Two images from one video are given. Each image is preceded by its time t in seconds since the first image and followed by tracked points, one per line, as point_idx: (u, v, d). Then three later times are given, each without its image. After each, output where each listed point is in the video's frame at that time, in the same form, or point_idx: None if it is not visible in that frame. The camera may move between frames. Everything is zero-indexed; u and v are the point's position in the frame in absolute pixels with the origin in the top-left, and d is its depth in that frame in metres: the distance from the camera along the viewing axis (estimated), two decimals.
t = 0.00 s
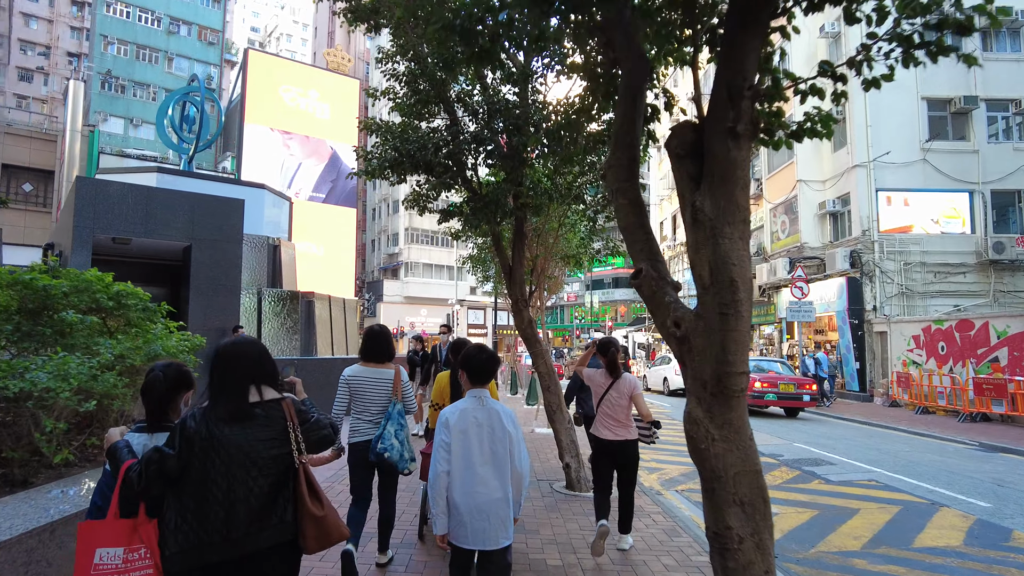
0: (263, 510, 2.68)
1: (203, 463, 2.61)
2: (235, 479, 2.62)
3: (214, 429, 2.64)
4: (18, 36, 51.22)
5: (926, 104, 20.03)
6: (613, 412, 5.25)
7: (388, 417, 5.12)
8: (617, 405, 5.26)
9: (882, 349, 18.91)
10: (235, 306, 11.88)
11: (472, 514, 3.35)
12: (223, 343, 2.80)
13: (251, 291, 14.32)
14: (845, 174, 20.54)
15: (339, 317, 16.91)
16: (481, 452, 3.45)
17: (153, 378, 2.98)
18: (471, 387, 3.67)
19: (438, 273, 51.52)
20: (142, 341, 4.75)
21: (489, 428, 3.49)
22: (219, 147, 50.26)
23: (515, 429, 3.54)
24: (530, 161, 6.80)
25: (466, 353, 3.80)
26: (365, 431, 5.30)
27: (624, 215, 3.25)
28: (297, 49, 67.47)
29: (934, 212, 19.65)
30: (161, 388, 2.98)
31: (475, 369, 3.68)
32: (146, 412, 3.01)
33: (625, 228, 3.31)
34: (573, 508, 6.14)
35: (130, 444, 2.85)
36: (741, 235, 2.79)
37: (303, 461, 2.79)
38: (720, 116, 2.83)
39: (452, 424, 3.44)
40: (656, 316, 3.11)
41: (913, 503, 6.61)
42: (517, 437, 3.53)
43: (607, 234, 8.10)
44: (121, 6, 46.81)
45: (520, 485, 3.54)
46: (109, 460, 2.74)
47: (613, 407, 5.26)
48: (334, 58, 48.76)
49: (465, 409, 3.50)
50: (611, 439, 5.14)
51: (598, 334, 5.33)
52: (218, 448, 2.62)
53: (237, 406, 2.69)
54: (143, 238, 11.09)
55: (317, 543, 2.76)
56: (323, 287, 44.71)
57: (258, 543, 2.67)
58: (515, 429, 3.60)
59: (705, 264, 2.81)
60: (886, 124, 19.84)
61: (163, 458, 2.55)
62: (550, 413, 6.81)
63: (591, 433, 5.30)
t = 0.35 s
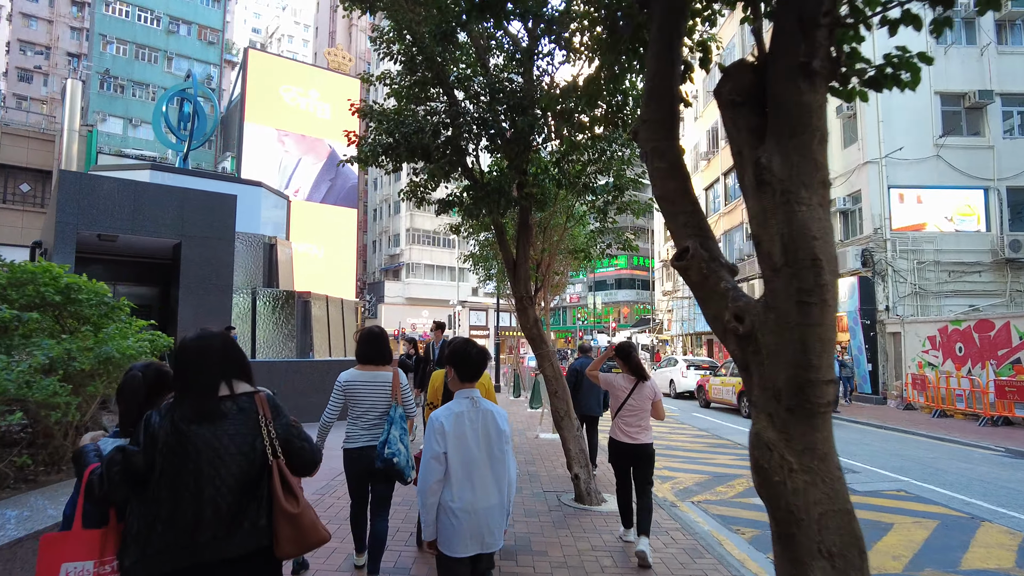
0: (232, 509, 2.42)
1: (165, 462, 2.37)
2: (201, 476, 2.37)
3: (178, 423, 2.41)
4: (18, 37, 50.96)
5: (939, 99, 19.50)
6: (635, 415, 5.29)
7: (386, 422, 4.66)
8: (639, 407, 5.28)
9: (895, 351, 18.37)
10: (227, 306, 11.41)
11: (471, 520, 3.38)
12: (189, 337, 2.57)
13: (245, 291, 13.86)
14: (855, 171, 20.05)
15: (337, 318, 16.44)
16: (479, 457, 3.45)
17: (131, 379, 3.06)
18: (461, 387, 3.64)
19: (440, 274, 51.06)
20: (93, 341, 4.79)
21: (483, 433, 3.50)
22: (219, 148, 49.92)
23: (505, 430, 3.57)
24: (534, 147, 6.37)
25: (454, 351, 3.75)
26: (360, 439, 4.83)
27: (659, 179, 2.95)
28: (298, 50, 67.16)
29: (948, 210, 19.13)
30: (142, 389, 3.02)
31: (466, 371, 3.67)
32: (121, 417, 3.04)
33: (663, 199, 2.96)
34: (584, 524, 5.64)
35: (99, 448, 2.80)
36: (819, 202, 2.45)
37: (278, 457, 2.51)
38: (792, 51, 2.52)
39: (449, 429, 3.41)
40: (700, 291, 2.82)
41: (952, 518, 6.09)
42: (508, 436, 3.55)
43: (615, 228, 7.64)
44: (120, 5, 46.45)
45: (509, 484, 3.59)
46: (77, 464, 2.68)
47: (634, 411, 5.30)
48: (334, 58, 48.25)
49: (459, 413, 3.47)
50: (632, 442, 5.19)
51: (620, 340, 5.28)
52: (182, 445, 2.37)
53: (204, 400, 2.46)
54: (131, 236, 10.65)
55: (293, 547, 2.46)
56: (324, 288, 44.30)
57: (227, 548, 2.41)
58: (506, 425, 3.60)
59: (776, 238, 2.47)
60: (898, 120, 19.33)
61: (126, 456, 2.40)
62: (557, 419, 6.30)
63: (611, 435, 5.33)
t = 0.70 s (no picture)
0: (199, 542, 2.20)
1: (139, 474, 2.22)
2: (169, 498, 2.18)
3: (160, 436, 2.25)
4: (18, 37, 50.78)
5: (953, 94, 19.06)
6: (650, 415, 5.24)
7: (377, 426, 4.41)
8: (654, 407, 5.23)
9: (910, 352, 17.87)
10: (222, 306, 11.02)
11: (461, 538, 3.08)
12: (195, 343, 2.47)
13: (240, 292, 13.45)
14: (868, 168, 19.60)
15: (336, 319, 16.05)
16: (471, 469, 3.14)
17: (108, 381, 2.85)
18: (457, 393, 3.34)
19: (441, 275, 50.67)
20: (36, 346, 5.47)
21: (476, 443, 3.17)
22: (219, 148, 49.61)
23: (503, 442, 3.21)
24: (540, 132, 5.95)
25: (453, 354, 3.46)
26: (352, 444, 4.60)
27: (728, 129, 2.53)
28: (300, 50, 66.97)
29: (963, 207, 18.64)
30: (117, 394, 2.81)
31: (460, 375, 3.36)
32: (98, 418, 2.83)
33: (730, 154, 2.52)
34: (596, 541, 5.17)
35: (76, 452, 2.65)
36: (961, 144, 1.92)
37: (254, 491, 2.28)
38: None
39: (437, 438, 3.13)
40: (778, 267, 2.34)
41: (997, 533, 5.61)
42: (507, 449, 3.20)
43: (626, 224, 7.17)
44: (120, 5, 46.20)
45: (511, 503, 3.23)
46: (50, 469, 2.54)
47: (646, 410, 5.19)
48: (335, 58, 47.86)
49: (451, 421, 3.17)
50: (647, 441, 5.14)
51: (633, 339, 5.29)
52: (159, 460, 2.22)
53: (191, 414, 2.29)
54: (119, 232, 10.26)
55: None
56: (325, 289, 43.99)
57: None
58: (506, 438, 3.25)
59: (907, 192, 1.94)
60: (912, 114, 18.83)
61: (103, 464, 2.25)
62: (567, 423, 5.90)
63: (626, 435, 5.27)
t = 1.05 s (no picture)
0: (209, 548, 2.25)
1: (131, 487, 2.28)
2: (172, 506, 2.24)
3: (153, 446, 2.30)
4: (19, 38, 50.51)
5: (968, 91, 18.63)
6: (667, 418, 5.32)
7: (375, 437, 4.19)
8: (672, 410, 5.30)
9: (923, 355, 17.42)
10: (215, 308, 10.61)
11: (441, 546, 3.03)
12: (182, 346, 2.47)
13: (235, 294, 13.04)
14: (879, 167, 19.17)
15: (335, 321, 15.62)
16: (456, 476, 3.09)
17: (88, 397, 2.72)
18: (448, 396, 3.35)
19: (443, 277, 50.20)
20: None
21: (464, 449, 3.14)
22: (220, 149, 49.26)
23: (493, 449, 3.17)
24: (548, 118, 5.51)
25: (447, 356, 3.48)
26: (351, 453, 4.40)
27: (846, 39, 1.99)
28: (301, 52, 66.58)
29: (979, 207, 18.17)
30: (95, 410, 2.69)
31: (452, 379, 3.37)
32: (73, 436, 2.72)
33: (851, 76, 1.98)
34: (611, 563, 4.75)
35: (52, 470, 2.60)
36: None
37: (262, 492, 2.34)
38: None
39: (425, 442, 3.13)
40: (932, 237, 1.58)
41: None
42: (496, 456, 3.17)
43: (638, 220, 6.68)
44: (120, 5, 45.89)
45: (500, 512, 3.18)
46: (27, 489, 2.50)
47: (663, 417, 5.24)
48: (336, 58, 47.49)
49: (438, 425, 3.16)
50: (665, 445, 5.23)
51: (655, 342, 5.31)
52: (154, 470, 2.26)
53: (184, 424, 2.33)
54: (108, 232, 9.87)
55: None
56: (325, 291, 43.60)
57: None
58: (498, 444, 3.21)
59: None
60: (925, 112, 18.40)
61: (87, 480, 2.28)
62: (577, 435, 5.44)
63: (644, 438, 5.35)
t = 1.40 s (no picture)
0: (160, 555, 2.00)
1: (84, 488, 2.01)
2: (122, 505, 1.98)
3: (105, 442, 2.03)
4: (18, 37, 50.22)
5: (982, 82, 18.20)
6: (664, 416, 5.39)
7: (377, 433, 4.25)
8: (669, 408, 5.35)
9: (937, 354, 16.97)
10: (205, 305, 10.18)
11: (399, 553, 2.76)
12: (133, 332, 2.19)
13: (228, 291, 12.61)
14: (890, 162, 18.72)
15: (332, 319, 15.19)
16: (416, 477, 2.84)
17: (50, 379, 2.33)
18: (406, 393, 3.10)
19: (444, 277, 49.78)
20: None
21: (426, 449, 2.89)
22: (219, 148, 48.94)
23: (456, 449, 2.94)
24: (550, 91, 5.11)
25: (403, 350, 3.24)
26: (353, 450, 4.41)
27: None
28: (302, 50, 66.20)
29: (992, 201, 17.75)
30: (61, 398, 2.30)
31: (411, 374, 3.12)
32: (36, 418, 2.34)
33: None
34: None
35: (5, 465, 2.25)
36: None
37: (222, 489, 2.11)
38: None
39: (383, 441, 2.86)
40: None
41: None
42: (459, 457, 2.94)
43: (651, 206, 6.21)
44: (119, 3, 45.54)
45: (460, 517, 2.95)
46: None
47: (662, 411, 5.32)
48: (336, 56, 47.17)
49: (398, 423, 2.90)
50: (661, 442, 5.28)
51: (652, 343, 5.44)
52: (105, 466, 2.01)
53: (139, 416, 2.06)
54: (90, 225, 9.45)
55: None
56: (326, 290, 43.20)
57: None
58: (461, 444, 2.99)
59: None
60: (937, 105, 17.93)
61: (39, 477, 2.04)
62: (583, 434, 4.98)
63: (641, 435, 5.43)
